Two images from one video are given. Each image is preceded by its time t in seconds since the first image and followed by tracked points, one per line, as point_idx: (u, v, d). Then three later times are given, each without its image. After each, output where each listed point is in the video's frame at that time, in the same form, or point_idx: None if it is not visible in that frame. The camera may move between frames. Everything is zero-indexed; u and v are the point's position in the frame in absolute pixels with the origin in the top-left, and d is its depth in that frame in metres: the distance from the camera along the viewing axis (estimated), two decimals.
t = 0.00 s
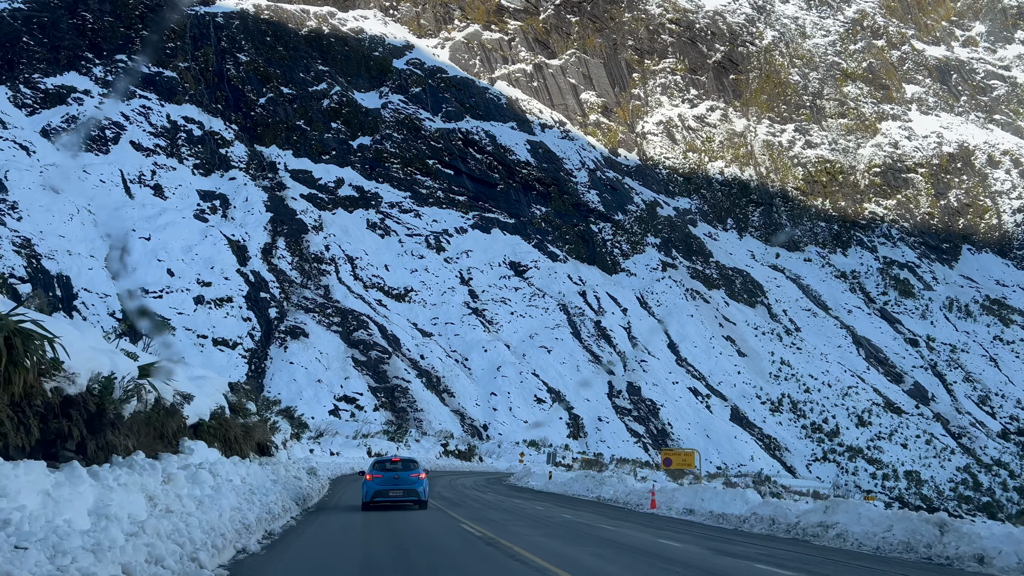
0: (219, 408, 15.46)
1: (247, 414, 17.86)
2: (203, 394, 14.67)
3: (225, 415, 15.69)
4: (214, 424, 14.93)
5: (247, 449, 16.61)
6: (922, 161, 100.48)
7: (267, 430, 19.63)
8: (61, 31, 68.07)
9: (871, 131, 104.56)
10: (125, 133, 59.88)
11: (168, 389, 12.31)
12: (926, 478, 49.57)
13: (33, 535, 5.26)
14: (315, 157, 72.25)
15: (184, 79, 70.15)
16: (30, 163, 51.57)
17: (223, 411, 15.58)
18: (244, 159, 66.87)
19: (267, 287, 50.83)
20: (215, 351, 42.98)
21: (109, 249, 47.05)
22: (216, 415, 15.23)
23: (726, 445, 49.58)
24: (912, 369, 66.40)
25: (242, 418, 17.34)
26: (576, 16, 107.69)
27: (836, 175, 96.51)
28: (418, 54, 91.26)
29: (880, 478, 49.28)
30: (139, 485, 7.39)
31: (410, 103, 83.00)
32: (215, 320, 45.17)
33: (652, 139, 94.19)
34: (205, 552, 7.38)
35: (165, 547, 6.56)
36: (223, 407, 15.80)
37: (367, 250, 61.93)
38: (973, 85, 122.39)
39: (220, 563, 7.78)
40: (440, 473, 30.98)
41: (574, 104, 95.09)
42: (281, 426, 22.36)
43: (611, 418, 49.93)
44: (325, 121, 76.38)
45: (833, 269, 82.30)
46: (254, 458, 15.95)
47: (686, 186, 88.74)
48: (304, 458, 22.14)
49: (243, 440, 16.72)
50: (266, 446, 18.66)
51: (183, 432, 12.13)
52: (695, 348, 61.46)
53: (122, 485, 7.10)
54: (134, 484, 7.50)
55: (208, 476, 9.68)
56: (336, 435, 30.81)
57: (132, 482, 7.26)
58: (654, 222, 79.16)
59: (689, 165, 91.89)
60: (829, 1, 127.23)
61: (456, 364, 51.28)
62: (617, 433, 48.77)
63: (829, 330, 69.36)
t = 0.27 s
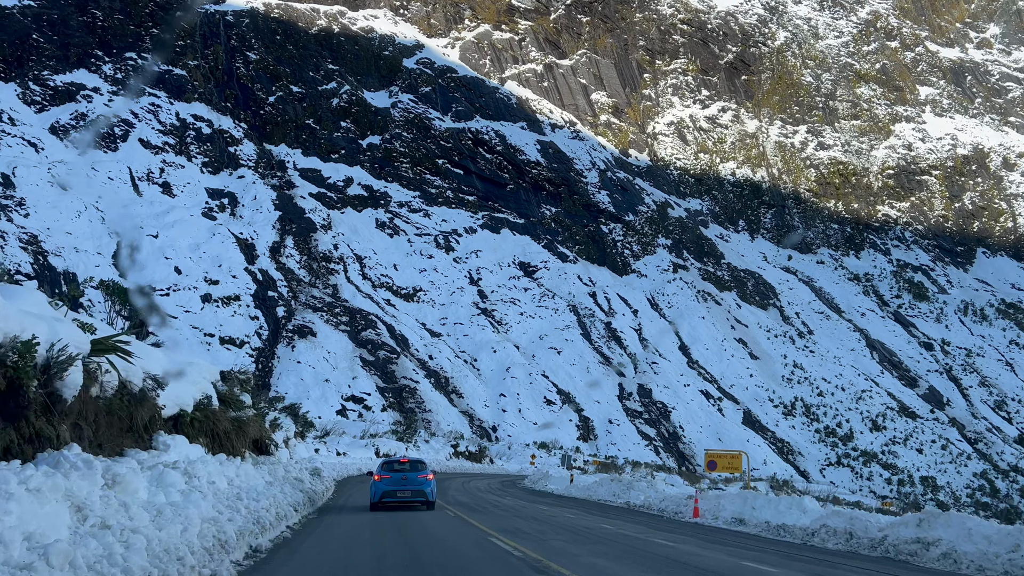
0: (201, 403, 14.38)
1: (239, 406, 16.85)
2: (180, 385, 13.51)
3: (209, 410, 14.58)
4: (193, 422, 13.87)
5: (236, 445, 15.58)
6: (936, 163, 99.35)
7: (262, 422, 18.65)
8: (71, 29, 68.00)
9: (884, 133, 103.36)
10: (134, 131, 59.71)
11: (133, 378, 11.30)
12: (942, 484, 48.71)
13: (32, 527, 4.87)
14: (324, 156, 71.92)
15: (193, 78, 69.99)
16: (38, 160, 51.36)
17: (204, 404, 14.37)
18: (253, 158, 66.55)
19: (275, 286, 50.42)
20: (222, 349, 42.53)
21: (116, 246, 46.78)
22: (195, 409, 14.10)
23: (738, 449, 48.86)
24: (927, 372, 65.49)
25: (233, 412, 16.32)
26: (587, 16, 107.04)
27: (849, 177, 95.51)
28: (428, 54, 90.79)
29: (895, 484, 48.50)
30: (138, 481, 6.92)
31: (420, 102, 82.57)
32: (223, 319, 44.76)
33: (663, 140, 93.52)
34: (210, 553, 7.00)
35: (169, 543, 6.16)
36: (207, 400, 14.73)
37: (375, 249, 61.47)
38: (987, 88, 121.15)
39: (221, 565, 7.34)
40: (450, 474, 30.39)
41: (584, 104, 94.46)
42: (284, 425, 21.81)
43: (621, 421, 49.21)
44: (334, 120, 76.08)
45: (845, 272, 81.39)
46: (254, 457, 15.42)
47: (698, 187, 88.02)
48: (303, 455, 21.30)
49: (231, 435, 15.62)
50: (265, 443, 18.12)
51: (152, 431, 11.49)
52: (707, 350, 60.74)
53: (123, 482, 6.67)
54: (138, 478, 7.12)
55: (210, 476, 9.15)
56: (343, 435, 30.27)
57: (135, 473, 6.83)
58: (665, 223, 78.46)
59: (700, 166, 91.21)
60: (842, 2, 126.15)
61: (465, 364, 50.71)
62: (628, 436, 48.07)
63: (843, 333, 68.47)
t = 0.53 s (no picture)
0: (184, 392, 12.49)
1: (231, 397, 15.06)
2: (155, 365, 11.58)
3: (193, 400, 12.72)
4: (172, 412, 11.96)
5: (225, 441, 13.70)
6: (951, 165, 98.14)
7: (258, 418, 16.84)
8: (81, 27, 67.94)
9: (898, 134, 102.11)
10: (142, 129, 59.48)
11: (82, 349, 9.42)
12: (959, 490, 47.79)
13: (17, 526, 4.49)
14: (333, 155, 71.57)
15: (203, 76, 69.81)
16: (46, 157, 51.18)
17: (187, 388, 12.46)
18: (262, 157, 66.21)
19: (283, 285, 50.01)
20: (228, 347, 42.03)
21: (124, 244, 46.49)
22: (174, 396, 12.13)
23: (752, 452, 48.10)
24: (942, 376, 64.50)
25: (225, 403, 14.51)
26: (598, 17, 106.38)
27: (862, 178, 94.49)
28: (438, 53, 90.42)
29: (911, 489, 47.61)
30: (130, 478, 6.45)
31: (430, 102, 82.14)
32: (230, 317, 44.28)
33: (674, 141, 92.79)
34: (209, 556, 6.57)
35: (166, 546, 5.76)
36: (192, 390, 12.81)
37: (384, 249, 61.00)
38: (1002, 90, 120.02)
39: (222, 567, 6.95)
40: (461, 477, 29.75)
41: (595, 105, 93.81)
42: (289, 424, 21.21)
43: (633, 424, 48.51)
44: (343, 120, 75.74)
45: (859, 274, 80.41)
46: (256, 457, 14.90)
47: (709, 188, 87.27)
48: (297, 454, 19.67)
49: (218, 429, 13.74)
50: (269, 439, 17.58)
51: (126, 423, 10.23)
52: (719, 353, 60.00)
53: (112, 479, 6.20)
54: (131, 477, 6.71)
55: (208, 475, 8.65)
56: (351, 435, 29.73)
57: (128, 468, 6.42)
58: (677, 224, 77.74)
59: (712, 168, 90.36)
60: (856, 2, 125.07)
61: (474, 365, 50.10)
62: (639, 439, 47.35)
63: (857, 336, 67.54)
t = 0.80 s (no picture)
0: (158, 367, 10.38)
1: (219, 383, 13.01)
2: (104, 333, 9.32)
3: (166, 381, 10.36)
4: (132, 396, 9.59)
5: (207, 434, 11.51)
6: (965, 166, 96.90)
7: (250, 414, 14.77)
8: (90, 25, 67.91)
9: (911, 135, 99.59)
10: (151, 128, 59.23)
11: None
12: (977, 495, 46.85)
13: None
14: (342, 155, 71.23)
15: (211, 75, 69.65)
16: (54, 155, 50.98)
17: (155, 367, 10.05)
18: (270, 156, 65.85)
19: (291, 284, 49.56)
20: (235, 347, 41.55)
21: (131, 243, 46.23)
22: (137, 375, 9.78)
23: (766, 456, 47.36)
24: (958, 380, 63.49)
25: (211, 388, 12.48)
26: (607, 17, 105.70)
27: (875, 179, 93.41)
28: (447, 53, 89.96)
29: (928, 493, 46.67)
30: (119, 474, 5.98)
31: (439, 102, 81.67)
32: (238, 317, 43.85)
33: (684, 141, 92.11)
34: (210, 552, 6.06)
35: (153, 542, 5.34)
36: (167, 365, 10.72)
37: (393, 249, 60.53)
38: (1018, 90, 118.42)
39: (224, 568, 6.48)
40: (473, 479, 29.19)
41: (605, 105, 93.17)
42: (295, 423, 20.63)
43: (644, 426, 47.81)
44: (352, 119, 75.43)
45: (873, 276, 79.39)
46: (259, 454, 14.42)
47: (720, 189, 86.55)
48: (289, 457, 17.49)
49: (197, 423, 11.34)
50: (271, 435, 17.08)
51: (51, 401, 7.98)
52: (732, 355, 59.27)
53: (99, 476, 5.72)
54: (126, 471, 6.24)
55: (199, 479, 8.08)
56: (358, 435, 29.17)
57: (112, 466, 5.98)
58: (688, 224, 77.21)
59: (723, 169, 88.05)
60: (867, 2, 124.42)
61: (483, 366, 49.49)
62: (651, 441, 46.66)
63: (871, 338, 66.60)
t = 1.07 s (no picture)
0: (90, 342, 7.74)
1: (189, 367, 10.26)
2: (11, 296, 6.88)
3: (110, 355, 8.04)
4: (56, 375, 7.29)
5: (166, 432, 8.92)
6: (979, 166, 95.65)
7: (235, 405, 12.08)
8: (96, 26, 67.86)
9: (922, 135, 99.45)
10: (157, 128, 58.97)
11: None
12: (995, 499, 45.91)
13: None
14: (350, 155, 70.77)
15: (218, 75, 69.39)
16: (60, 155, 50.69)
17: (90, 336, 7.65)
18: (277, 156, 65.42)
19: (298, 285, 49.07)
20: (241, 348, 41.08)
21: (136, 243, 45.87)
22: (62, 344, 7.41)
23: (779, 459, 46.66)
24: (973, 382, 62.47)
25: (178, 372, 9.76)
26: (616, 17, 104.96)
27: (886, 180, 92.35)
28: (455, 54, 89.47)
29: (945, 497, 45.75)
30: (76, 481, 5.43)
31: (447, 102, 81.17)
32: (244, 317, 43.38)
33: (694, 141, 91.39)
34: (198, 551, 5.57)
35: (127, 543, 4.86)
36: (105, 342, 7.98)
37: (400, 249, 60.04)
38: None
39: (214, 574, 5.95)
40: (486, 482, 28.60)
41: (613, 105, 92.49)
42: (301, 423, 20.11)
43: (655, 429, 47.15)
44: (359, 120, 75.04)
45: (885, 277, 78.37)
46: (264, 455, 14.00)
47: (730, 190, 85.84)
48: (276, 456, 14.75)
49: (160, 413, 8.97)
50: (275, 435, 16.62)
51: None
52: (743, 356, 58.56)
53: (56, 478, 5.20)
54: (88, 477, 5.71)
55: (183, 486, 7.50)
56: (365, 436, 28.57)
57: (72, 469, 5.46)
58: (698, 225, 76.64)
59: (733, 168, 88.83)
60: (879, 2, 122.08)
61: (492, 367, 48.91)
62: (662, 444, 45.97)
63: (884, 340, 65.64)
